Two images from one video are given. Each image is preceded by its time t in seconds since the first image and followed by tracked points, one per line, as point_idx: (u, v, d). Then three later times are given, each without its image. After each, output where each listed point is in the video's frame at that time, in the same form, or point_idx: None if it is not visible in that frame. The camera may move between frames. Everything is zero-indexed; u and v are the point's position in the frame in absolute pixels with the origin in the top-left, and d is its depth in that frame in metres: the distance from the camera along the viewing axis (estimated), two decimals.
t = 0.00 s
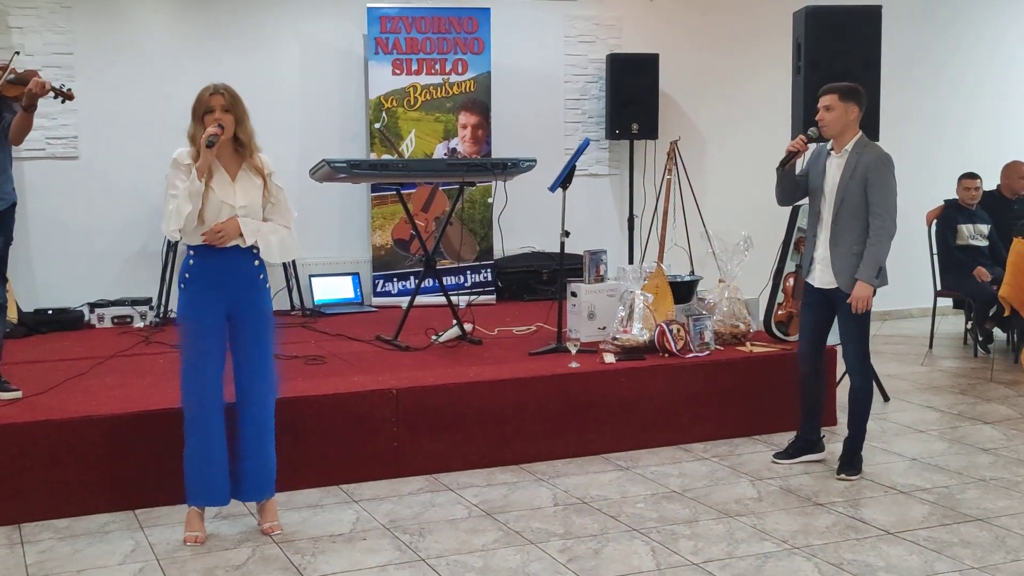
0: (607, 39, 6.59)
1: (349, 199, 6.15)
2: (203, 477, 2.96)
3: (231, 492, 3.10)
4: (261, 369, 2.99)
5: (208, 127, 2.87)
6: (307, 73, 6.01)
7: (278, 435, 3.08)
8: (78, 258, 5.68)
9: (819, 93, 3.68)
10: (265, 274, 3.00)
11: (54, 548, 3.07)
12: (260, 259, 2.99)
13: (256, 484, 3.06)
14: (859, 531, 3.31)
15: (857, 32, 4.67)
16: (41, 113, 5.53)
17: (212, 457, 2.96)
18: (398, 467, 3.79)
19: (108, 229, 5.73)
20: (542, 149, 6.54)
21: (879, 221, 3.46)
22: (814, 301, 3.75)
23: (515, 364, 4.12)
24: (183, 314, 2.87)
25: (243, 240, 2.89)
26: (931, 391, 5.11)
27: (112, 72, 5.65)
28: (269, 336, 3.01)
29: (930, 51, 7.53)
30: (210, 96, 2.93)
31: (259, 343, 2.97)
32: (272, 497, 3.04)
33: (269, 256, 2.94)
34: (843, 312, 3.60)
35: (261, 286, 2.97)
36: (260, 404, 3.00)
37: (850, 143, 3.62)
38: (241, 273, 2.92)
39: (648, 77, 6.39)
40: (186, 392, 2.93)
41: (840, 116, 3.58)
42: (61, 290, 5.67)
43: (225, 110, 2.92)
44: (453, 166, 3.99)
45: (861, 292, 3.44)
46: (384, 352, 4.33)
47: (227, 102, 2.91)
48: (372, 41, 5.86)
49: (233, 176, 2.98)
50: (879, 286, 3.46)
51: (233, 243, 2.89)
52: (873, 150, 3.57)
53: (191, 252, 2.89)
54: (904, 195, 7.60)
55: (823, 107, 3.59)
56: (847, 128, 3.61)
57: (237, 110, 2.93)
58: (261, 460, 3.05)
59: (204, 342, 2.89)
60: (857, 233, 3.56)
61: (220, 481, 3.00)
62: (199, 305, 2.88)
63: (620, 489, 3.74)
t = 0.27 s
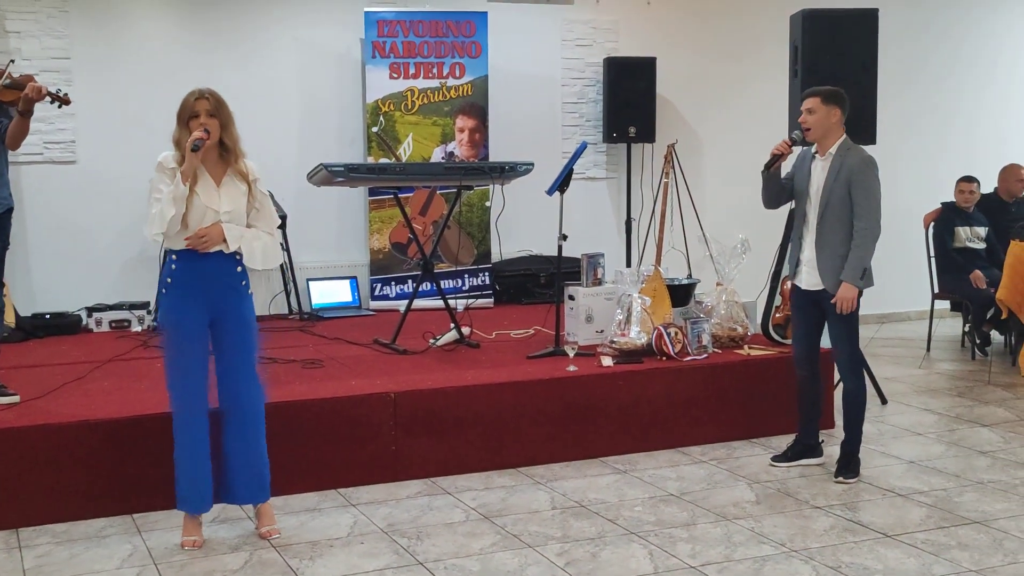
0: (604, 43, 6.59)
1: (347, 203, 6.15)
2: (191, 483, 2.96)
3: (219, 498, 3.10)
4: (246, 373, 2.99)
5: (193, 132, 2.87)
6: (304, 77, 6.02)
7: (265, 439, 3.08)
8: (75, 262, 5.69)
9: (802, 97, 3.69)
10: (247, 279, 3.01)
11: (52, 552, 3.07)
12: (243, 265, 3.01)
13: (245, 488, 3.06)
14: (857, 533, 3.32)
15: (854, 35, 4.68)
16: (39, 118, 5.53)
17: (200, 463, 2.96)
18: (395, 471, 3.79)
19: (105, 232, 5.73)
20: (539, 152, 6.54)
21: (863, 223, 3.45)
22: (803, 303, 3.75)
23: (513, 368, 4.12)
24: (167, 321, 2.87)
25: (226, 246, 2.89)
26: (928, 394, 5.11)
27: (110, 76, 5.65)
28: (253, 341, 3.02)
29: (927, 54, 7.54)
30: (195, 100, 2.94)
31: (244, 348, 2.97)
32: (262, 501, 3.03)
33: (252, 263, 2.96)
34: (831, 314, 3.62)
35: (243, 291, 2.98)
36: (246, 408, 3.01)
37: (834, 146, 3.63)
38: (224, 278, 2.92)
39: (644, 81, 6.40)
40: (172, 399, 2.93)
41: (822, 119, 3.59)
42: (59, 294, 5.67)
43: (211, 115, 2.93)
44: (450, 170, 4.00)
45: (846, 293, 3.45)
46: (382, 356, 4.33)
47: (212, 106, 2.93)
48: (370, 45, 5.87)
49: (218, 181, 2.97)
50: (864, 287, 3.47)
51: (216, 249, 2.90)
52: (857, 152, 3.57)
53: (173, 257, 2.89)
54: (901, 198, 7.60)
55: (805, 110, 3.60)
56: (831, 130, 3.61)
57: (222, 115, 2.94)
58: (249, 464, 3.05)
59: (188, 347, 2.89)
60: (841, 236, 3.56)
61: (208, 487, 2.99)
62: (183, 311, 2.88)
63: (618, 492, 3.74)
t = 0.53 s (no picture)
0: (602, 45, 6.60)
1: (345, 205, 6.15)
2: (182, 488, 2.96)
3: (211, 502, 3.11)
4: (235, 376, 3.00)
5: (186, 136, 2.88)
6: (302, 80, 6.02)
7: (256, 443, 3.09)
8: (74, 265, 5.69)
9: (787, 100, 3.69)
10: (236, 284, 3.01)
11: (51, 556, 3.07)
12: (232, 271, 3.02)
13: (237, 492, 3.07)
14: (855, 536, 3.32)
15: (851, 38, 4.69)
16: (38, 121, 5.54)
17: (191, 467, 2.97)
18: (393, 474, 3.79)
19: (104, 236, 5.73)
20: (537, 155, 6.55)
21: (845, 226, 3.46)
22: (790, 304, 3.76)
23: (511, 371, 4.12)
24: (156, 326, 2.87)
25: (217, 251, 2.90)
26: (927, 396, 5.12)
27: (108, 80, 5.65)
28: (243, 345, 3.02)
29: (926, 56, 7.55)
30: (188, 105, 2.94)
31: (233, 352, 2.98)
32: (254, 504, 3.04)
33: (241, 269, 2.97)
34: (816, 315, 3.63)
35: (232, 295, 2.98)
36: (236, 412, 3.01)
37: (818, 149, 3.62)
38: (214, 282, 2.93)
39: (642, 84, 6.40)
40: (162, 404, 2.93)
41: (806, 123, 3.59)
42: (58, 298, 5.67)
43: (204, 119, 2.93)
44: (448, 174, 4.00)
45: (827, 294, 3.45)
46: (380, 359, 4.34)
47: (205, 111, 2.93)
48: (368, 48, 5.87)
49: (209, 186, 2.98)
50: (846, 289, 3.47)
51: (207, 254, 2.90)
52: (841, 156, 3.56)
53: (163, 262, 2.89)
54: (900, 200, 7.61)
55: (790, 114, 3.60)
56: (815, 134, 3.61)
57: (215, 120, 2.95)
58: (240, 468, 3.06)
59: (178, 352, 2.89)
60: (825, 238, 3.57)
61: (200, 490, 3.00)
62: (172, 317, 2.88)
63: (616, 495, 3.74)
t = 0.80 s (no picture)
0: (600, 47, 6.61)
1: (343, 208, 6.15)
2: (180, 490, 2.96)
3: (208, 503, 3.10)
4: (232, 378, 3.00)
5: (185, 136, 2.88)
6: (300, 83, 6.03)
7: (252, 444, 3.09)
8: (72, 268, 5.69)
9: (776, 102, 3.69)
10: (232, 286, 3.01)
11: (50, 558, 3.06)
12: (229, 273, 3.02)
13: (234, 493, 3.06)
14: (854, 536, 3.32)
15: (847, 38, 4.70)
16: (36, 124, 5.54)
17: (188, 469, 2.96)
18: (392, 476, 3.78)
19: (102, 238, 5.73)
20: (535, 157, 6.56)
21: (832, 228, 3.47)
22: (779, 303, 3.76)
23: (510, 372, 4.12)
24: (154, 328, 2.86)
25: (215, 253, 2.90)
26: (925, 397, 5.12)
27: (106, 83, 5.66)
28: (239, 346, 3.02)
29: (923, 57, 7.57)
30: (185, 106, 2.95)
31: (230, 354, 2.98)
32: (252, 506, 3.04)
33: (238, 270, 2.97)
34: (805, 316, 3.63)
35: (229, 296, 2.98)
36: (234, 413, 3.01)
37: (807, 151, 3.63)
38: (211, 283, 2.93)
39: (640, 85, 6.40)
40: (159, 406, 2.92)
41: (795, 125, 3.59)
42: (55, 300, 5.67)
43: (201, 121, 2.94)
44: (446, 175, 4.00)
45: (812, 295, 3.46)
46: (379, 361, 4.33)
47: (203, 112, 2.94)
48: (366, 50, 5.88)
49: (206, 187, 2.98)
50: (832, 290, 3.48)
51: (205, 256, 2.90)
52: (828, 158, 3.57)
53: (161, 263, 2.88)
54: (897, 201, 7.62)
55: (779, 117, 3.61)
56: (803, 137, 3.61)
57: (212, 121, 2.96)
58: (238, 469, 3.06)
59: (175, 354, 2.88)
60: (812, 240, 3.57)
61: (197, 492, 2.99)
62: (169, 318, 2.88)
63: (615, 496, 3.74)
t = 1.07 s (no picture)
0: (598, 48, 6.62)
1: (341, 209, 6.15)
2: (181, 490, 2.96)
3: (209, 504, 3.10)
4: (235, 379, 2.99)
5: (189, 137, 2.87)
6: (298, 83, 6.02)
7: (255, 445, 3.09)
8: (70, 269, 5.68)
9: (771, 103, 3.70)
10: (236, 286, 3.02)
11: (48, 560, 3.06)
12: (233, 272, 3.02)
13: (235, 494, 3.06)
14: (853, 536, 3.32)
15: (845, 39, 4.70)
16: (33, 125, 5.53)
17: (190, 470, 2.96)
18: (391, 476, 3.78)
19: (99, 239, 5.72)
20: (533, 158, 6.56)
21: (827, 227, 3.47)
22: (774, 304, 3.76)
23: (508, 373, 4.12)
24: (157, 328, 2.86)
25: (221, 253, 2.90)
26: (923, 397, 5.12)
27: (104, 83, 5.65)
28: (242, 347, 3.02)
29: (921, 57, 7.57)
30: (187, 107, 2.93)
31: (233, 355, 2.98)
32: (252, 507, 3.04)
33: (242, 270, 2.98)
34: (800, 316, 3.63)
35: (233, 297, 2.98)
36: (236, 414, 3.01)
37: (802, 152, 3.62)
38: (215, 284, 2.92)
39: (638, 85, 6.40)
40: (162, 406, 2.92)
41: (791, 126, 3.60)
42: (53, 302, 5.66)
43: (204, 121, 2.93)
44: (444, 176, 4.00)
45: (807, 294, 3.47)
46: (377, 362, 4.33)
47: (206, 113, 2.93)
48: (363, 51, 5.89)
49: (210, 188, 2.98)
50: (827, 289, 3.49)
51: (210, 256, 2.90)
52: (823, 158, 3.57)
53: (166, 264, 2.88)
54: (895, 201, 7.63)
55: (775, 117, 3.61)
56: (798, 138, 3.61)
57: (215, 122, 2.95)
58: (239, 470, 3.05)
59: (178, 355, 2.88)
60: (807, 240, 3.57)
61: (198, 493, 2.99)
62: (173, 319, 2.87)
63: (614, 497, 3.74)
